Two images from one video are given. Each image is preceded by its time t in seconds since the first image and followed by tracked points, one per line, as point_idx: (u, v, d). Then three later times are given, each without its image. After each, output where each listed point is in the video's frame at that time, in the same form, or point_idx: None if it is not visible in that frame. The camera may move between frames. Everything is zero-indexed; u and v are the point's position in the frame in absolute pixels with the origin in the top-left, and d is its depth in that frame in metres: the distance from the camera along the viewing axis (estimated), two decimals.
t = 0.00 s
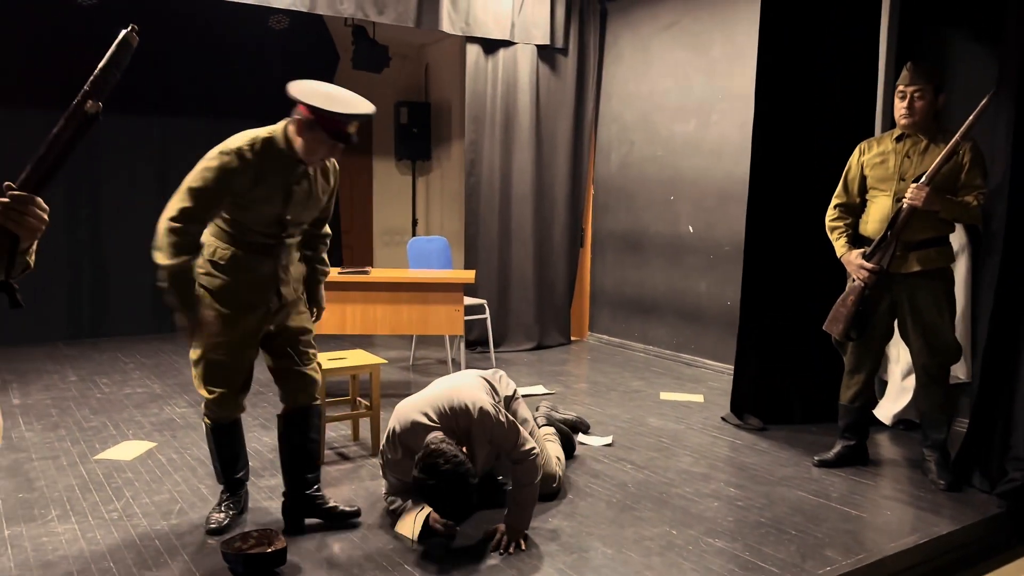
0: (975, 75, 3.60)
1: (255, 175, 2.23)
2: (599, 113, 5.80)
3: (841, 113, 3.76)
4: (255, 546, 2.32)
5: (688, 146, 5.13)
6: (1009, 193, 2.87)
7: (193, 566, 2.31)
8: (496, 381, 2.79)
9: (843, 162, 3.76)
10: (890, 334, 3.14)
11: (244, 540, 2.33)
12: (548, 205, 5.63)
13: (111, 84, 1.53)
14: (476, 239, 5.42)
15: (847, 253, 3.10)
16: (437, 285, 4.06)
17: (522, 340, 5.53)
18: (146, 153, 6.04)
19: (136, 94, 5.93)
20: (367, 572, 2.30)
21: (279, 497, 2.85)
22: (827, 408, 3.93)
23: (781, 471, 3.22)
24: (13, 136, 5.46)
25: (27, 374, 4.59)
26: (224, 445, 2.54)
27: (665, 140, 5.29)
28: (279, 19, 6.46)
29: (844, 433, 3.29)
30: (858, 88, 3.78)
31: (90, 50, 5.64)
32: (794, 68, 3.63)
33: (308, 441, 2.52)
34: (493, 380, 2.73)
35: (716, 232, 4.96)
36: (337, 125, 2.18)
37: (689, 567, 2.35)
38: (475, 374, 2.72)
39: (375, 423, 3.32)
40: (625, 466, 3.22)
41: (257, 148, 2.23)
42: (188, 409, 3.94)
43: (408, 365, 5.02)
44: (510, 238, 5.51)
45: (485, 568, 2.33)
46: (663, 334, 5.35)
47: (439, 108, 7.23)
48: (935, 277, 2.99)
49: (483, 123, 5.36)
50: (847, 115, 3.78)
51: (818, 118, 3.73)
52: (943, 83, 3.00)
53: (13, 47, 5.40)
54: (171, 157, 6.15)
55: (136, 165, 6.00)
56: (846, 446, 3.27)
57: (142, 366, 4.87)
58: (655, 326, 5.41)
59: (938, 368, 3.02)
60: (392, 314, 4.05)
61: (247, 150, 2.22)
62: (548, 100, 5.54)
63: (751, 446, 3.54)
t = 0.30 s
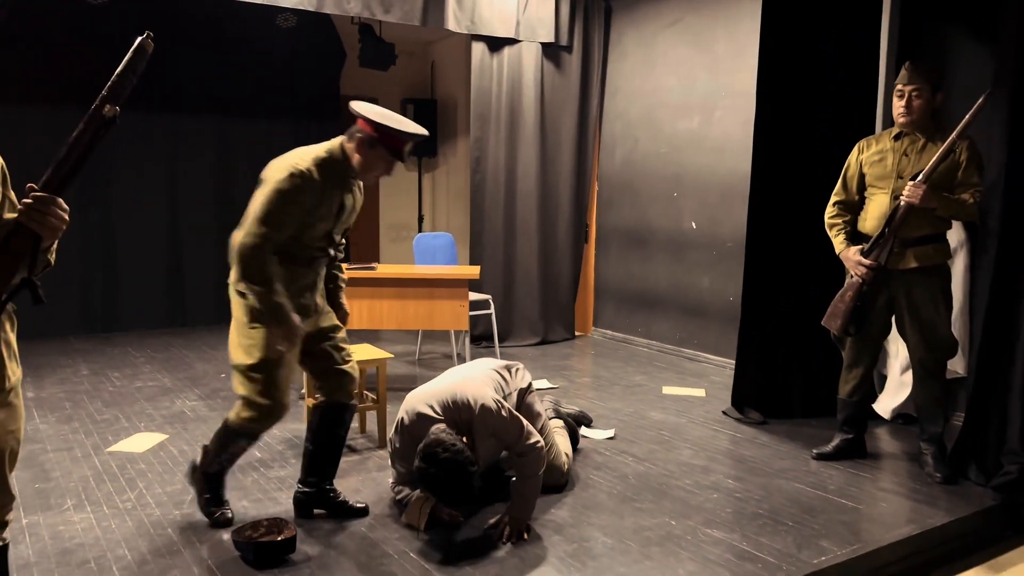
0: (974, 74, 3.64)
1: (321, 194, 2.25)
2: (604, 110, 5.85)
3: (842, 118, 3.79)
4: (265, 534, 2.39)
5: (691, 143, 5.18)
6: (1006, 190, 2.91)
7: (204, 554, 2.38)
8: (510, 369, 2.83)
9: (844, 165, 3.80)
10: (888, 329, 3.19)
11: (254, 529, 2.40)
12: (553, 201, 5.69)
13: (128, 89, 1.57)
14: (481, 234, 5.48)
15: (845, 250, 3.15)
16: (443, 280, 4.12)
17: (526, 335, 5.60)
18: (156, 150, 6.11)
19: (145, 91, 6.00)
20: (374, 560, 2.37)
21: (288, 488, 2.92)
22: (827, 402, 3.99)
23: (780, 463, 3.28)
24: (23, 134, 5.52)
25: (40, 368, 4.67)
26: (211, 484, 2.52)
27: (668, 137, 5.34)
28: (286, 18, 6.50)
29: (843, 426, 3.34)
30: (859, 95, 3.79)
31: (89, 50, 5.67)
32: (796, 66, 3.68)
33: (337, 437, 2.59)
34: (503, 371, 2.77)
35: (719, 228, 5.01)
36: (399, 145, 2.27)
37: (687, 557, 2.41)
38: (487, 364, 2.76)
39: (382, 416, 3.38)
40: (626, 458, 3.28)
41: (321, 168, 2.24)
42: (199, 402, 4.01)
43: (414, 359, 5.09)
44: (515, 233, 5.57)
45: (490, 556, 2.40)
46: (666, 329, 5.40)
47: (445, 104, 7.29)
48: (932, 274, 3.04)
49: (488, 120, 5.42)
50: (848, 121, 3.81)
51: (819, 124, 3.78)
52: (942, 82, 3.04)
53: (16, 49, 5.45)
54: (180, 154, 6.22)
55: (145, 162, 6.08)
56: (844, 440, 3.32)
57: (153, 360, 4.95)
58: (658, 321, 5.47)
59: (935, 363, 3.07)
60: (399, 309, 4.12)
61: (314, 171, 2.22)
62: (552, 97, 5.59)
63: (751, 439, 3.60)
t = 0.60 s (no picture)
0: (972, 69, 3.68)
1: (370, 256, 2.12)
2: (605, 104, 5.89)
3: (843, 82, 3.81)
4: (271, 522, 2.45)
5: (691, 136, 5.22)
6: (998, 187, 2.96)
7: (212, 539, 2.44)
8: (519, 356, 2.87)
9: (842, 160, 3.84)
10: (883, 322, 3.24)
11: (261, 516, 2.47)
12: (554, 195, 5.74)
13: (139, 88, 1.61)
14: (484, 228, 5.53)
15: (841, 244, 3.20)
16: (445, 273, 4.18)
17: (528, 327, 5.66)
18: (161, 144, 6.16)
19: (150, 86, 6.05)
20: (377, 546, 2.43)
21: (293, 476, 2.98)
22: (826, 394, 4.03)
23: (777, 454, 3.33)
24: (29, 128, 5.58)
25: (49, 360, 4.74)
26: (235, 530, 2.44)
27: (669, 131, 5.38)
28: (291, 13, 6.46)
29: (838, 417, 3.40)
30: (858, 77, 3.82)
31: (89, 50, 5.72)
32: (793, 62, 3.72)
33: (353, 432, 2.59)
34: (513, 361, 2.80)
35: (719, 221, 5.05)
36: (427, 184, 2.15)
37: (682, 543, 2.47)
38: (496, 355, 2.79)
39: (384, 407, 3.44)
40: (625, 448, 3.34)
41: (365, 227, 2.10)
42: (205, 393, 4.08)
43: (417, 352, 5.15)
44: (516, 226, 5.63)
45: (492, 543, 2.46)
46: (666, 321, 5.46)
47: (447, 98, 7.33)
48: (926, 267, 3.08)
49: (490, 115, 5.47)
50: (849, 84, 3.83)
51: (819, 89, 3.79)
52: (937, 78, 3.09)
53: (21, 45, 5.50)
54: (184, 147, 6.27)
55: (150, 156, 6.13)
56: (840, 430, 3.37)
57: (159, 352, 5.02)
58: (659, 314, 5.52)
59: (931, 355, 3.12)
60: (401, 302, 4.17)
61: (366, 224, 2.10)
62: (554, 91, 5.64)
63: (748, 430, 3.66)
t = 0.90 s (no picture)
0: (967, 63, 3.70)
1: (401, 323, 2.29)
2: (604, 95, 5.92)
3: (840, 92, 3.84)
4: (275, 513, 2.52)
5: (690, 128, 5.26)
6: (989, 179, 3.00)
7: (216, 525, 2.50)
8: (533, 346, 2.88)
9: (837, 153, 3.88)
10: (876, 312, 3.28)
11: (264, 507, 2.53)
12: (553, 187, 5.78)
13: (143, 85, 1.65)
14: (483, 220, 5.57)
15: (835, 235, 3.24)
16: (446, 265, 4.22)
17: (527, 318, 5.70)
18: (163, 136, 6.20)
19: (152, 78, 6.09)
20: (377, 530, 2.48)
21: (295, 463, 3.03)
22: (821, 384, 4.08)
23: (771, 443, 3.38)
24: (33, 120, 5.62)
25: (54, 349, 4.80)
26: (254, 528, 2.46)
27: (668, 123, 5.41)
28: (292, 5, 6.39)
29: (832, 407, 3.45)
30: (854, 68, 3.85)
31: (89, 51, 5.75)
32: (790, 55, 3.75)
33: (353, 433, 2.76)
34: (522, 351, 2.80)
35: (718, 213, 5.09)
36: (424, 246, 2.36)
37: (675, 529, 2.52)
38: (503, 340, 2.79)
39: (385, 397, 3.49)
40: (621, 437, 3.39)
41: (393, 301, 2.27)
42: (207, 382, 4.13)
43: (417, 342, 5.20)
44: (516, 218, 5.67)
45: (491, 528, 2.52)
46: (665, 312, 5.50)
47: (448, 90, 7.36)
48: (919, 259, 3.13)
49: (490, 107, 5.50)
50: (845, 92, 3.85)
51: (816, 86, 3.82)
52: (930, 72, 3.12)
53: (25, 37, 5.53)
54: (186, 139, 6.31)
55: (153, 148, 6.17)
56: (834, 420, 3.42)
57: (162, 342, 5.07)
58: (657, 305, 5.57)
59: (923, 345, 3.17)
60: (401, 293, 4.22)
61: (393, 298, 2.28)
62: (554, 83, 5.67)
63: (744, 419, 3.71)
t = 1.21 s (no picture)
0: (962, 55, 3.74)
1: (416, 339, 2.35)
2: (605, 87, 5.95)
3: (838, 63, 3.88)
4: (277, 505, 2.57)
5: (689, 119, 5.29)
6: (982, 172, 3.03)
7: (220, 511, 2.56)
8: (535, 332, 2.93)
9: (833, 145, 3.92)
10: (870, 303, 3.33)
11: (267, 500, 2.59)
12: (554, 177, 5.82)
13: (148, 83, 1.69)
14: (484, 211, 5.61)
15: (829, 227, 3.28)
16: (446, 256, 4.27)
17: (527, 308, 5.76)
18: (166, 127, 6.24)
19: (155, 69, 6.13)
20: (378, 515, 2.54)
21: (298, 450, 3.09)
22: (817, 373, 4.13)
23: (765, 431, 3.44)
24: (37, 112, 5.67)
25: (59, 339, 4.86)
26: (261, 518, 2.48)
27: (668, 115, 5.44)
28: None
29: (827, 396, 3.50)
30: (850, 60, 3.88)
31: (92, 46, 5.79)
32: (787, 48, 3.78)
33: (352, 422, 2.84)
34: (521, 336, 2.86)
35: (716, 204, 5.13)
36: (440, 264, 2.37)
37: (669, 515, 2.57)
38: (502, 323, 2.85)
39: (387, 385, 3.54)
40: (618, 425, 3.45)
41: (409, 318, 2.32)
42: (211, 371, 4.19)
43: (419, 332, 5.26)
44: (516, 209, 5.72)
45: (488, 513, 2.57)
46: (664, 302, 5.55)
47: (449, 81, 7.39)
48: (912, 251, 3.17)
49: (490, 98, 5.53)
50: (843, 64, 3.89)
51: (813, 78, 3.86)
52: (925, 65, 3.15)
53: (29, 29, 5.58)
54: (189, 130, 6.35)
55: (156, 139, 6.21)
56: (828, 409, 3.48)
57: (166, 331, 5.13)
58: (656, 295, 5.62)
59: (916, 336, 3.21)
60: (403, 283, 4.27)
61: (404, 318, 2.31)
62: (554, 75, 5.70)
63: (740, 408, 3.76)
